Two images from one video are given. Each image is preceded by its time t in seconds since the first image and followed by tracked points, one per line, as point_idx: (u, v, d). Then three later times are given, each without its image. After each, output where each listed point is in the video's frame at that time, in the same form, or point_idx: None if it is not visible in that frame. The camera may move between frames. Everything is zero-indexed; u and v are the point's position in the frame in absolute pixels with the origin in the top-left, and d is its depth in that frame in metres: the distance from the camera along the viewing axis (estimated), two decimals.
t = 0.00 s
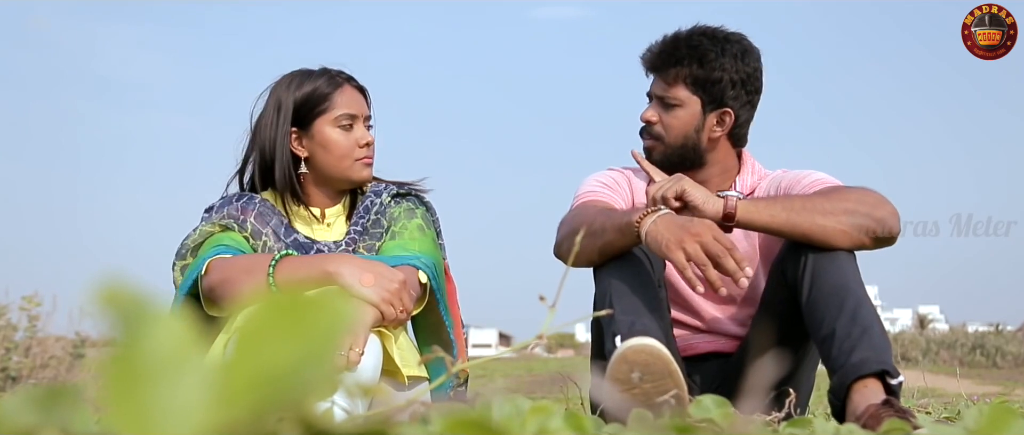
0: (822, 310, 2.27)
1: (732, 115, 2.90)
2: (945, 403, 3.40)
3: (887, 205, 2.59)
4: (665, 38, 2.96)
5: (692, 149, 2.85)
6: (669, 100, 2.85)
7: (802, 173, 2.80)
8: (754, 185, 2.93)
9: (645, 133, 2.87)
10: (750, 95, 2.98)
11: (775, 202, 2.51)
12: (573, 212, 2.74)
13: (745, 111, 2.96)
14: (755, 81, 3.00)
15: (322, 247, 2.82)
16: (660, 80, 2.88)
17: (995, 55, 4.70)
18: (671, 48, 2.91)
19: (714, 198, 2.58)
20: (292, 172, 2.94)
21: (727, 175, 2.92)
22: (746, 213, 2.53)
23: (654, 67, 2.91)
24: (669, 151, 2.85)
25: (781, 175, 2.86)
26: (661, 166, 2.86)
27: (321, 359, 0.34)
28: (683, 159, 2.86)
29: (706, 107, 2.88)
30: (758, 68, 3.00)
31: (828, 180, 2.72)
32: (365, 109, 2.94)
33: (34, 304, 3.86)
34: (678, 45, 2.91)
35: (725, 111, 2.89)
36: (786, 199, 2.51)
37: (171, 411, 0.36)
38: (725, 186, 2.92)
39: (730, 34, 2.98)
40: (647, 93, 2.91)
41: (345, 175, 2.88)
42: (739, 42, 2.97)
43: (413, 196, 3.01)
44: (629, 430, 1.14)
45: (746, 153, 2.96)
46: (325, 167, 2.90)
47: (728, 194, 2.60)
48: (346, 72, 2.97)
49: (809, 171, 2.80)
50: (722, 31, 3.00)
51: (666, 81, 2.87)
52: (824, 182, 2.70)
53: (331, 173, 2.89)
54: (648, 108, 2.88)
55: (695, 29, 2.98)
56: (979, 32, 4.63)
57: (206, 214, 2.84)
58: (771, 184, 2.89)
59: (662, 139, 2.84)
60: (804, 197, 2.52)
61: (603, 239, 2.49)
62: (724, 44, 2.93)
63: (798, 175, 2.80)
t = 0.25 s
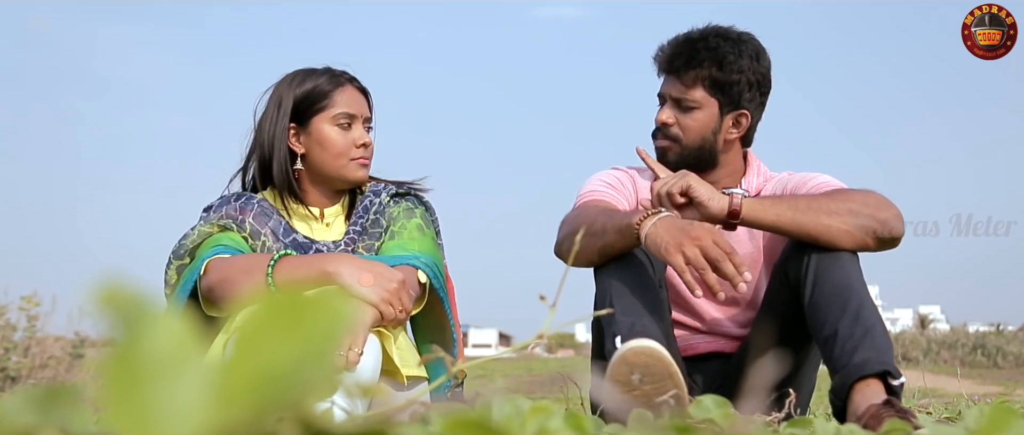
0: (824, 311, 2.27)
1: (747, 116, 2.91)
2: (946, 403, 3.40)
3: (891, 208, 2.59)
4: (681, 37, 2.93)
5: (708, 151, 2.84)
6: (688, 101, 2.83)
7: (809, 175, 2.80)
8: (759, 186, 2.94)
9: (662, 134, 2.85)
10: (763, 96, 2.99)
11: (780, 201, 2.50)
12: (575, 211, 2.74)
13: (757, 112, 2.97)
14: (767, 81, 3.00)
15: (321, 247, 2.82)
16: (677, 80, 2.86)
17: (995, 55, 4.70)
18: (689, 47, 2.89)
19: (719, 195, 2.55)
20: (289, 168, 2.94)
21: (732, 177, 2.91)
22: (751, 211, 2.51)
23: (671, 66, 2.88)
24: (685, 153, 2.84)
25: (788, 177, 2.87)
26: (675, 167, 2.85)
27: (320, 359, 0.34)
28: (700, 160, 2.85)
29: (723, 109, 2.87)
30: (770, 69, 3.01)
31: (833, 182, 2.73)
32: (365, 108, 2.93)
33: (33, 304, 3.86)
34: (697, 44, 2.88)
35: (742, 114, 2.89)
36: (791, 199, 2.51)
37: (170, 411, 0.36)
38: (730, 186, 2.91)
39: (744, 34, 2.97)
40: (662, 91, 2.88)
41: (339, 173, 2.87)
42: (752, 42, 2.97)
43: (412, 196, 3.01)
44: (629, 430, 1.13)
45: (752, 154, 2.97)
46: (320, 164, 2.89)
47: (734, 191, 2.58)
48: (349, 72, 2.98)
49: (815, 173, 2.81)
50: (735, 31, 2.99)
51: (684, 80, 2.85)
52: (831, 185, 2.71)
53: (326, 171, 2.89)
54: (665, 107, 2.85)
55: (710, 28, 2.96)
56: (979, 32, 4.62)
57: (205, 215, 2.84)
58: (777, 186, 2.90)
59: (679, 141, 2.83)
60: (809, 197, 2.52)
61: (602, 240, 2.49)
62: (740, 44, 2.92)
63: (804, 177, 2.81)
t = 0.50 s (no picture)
0: (824, 309, 2.27)
1: (764, 124, 2.89)
2: (947, 404, 3.40)
3: (893, 214, 2.57)
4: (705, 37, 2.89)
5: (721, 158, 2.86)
6: (711, 108, 2.81)
7: (816, 179, 2.80)
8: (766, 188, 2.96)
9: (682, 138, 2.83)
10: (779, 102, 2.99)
11: (782, 187, 2.51)
12: (571, 209, 2.72)
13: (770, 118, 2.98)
14: (783, 87, 3.00)
15: (320, 247, 2.82)
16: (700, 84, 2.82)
17: (995, 55, 4.70)
18: (712, 51, 2.85)
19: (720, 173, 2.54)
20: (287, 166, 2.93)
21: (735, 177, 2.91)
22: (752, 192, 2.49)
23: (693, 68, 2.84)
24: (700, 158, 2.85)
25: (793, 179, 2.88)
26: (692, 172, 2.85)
27: (320, 360, 0.33)
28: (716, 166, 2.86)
29: (742, 116, 2.86)
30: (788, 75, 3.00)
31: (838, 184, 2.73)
32: (364, 109, 2.94)
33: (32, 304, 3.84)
34: (720, 49, 2.85)
35: (759, 122, 2.89)
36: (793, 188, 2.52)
37: (169, 411, 0.36)
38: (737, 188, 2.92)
39: (767, 40, 2.94)
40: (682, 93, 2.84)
41: (338, 172, 2.87)
42: (774, 48, 2.95)
43: (412, 196, 3.01)
44: (629, 431, 1.13)
45: (761, 157, 2.98)
46: (319, 164, 2.89)
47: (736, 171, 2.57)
48: (349, 73, 2.98)
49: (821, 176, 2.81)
50: (757, 34, 2.96)
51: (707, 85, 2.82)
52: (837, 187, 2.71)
53: (325, 171, 2.89)
54: (686, 111, 2.83)
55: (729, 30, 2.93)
56: (979, 32, 4.62)
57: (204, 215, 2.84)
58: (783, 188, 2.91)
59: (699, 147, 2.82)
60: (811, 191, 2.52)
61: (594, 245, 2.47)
62: (763, 52, 2.90)
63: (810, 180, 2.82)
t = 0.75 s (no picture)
0: (828, 312, 2.27)
1: (774, 124, 2.92)
2: (948, 404, 3.40)
3: (896, 214, 2.58)
4: (732, 31, 2.80)
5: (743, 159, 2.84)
6: (740, 113, 2.77)
7: (817, 178, 2.80)
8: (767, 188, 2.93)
9: (713, 145, 2.78)
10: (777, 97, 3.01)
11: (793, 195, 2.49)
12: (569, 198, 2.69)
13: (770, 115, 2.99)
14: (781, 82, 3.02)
15: (320, 247, 2.82)
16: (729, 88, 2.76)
17: (996, 55, 4.69)
18: (741, 53, 2.77)
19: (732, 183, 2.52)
20: (285, 167, 2.93)
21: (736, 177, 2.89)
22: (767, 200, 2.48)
23: (723, 72, 2.76)
24: (726, 161, 2.81)
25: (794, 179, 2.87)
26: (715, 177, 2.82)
27: (320, 360, 0.33)
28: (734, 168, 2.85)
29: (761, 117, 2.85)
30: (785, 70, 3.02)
31: (841, 185, 2.73)
32: (363, 109, 2.94)
33: (31, 305, 3.84)
34: (751, 52, 2.77)
35: (772, 122, 2.90)
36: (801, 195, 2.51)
37: (167, 411, 0.36)
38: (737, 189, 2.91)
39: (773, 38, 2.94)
40: (709, 95, 2.77)
41: (337, 172, 2.87)
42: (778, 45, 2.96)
43: (411, 196, 3.01)
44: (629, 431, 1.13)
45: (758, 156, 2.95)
46: (318, 165, 2.89)
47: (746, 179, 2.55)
48: (347, 72, 2.98)
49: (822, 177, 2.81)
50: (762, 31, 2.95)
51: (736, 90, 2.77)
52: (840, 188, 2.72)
53: (324, 172, 2.89)
54: (716, 116, 2.77)
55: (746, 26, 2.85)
56: (979, 32, 4.62)
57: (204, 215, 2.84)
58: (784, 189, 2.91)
59: (726, 153, 2.80)
60: (818, 196, 2.52)
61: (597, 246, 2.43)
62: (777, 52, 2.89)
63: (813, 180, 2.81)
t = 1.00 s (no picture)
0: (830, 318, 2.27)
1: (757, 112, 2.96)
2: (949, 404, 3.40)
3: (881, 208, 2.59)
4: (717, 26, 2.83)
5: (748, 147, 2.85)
6: (743, 100, 2.79)
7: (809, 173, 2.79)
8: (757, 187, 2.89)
9: (726, 135, 2.78)
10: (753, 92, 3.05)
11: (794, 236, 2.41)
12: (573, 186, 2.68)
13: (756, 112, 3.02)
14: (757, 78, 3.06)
15: (319, 245, 2.82)
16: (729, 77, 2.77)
17: (995, 55, 4.69)
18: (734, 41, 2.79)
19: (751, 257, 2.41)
20: (283, 165, 2.93)
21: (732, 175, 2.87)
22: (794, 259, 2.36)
23: (723, 61, 2.77)
24: (738, 150, 2.81)
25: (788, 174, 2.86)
26: (729, 167, 2.81)
27: (319, 360, 0.33)
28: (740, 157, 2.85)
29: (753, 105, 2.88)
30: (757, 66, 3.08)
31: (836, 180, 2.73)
32: (362, 108, 2.93)
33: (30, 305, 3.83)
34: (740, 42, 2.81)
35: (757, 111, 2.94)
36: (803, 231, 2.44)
37: (167, 411, 0.36)
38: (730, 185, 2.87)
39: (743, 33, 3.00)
40: (712, 86, 2.77)
41: (335, 173, 2.87)
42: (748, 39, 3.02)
43: (411, 195, 3.00)
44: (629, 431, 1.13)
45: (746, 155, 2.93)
46: (316, 165, 2.89)
47: (760, 240, 2.44)
48: (346, 71, 2.97)
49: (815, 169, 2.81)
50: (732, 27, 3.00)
51: (737, 78, 2.78)
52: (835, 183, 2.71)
53: (322, 173, 2.89)
54: (724, 106, 2.77)
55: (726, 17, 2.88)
56: (979, 32, 4.62)
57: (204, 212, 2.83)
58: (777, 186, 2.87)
59: (736, 142, 2.79)
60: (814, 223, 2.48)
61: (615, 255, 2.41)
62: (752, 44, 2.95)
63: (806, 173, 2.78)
